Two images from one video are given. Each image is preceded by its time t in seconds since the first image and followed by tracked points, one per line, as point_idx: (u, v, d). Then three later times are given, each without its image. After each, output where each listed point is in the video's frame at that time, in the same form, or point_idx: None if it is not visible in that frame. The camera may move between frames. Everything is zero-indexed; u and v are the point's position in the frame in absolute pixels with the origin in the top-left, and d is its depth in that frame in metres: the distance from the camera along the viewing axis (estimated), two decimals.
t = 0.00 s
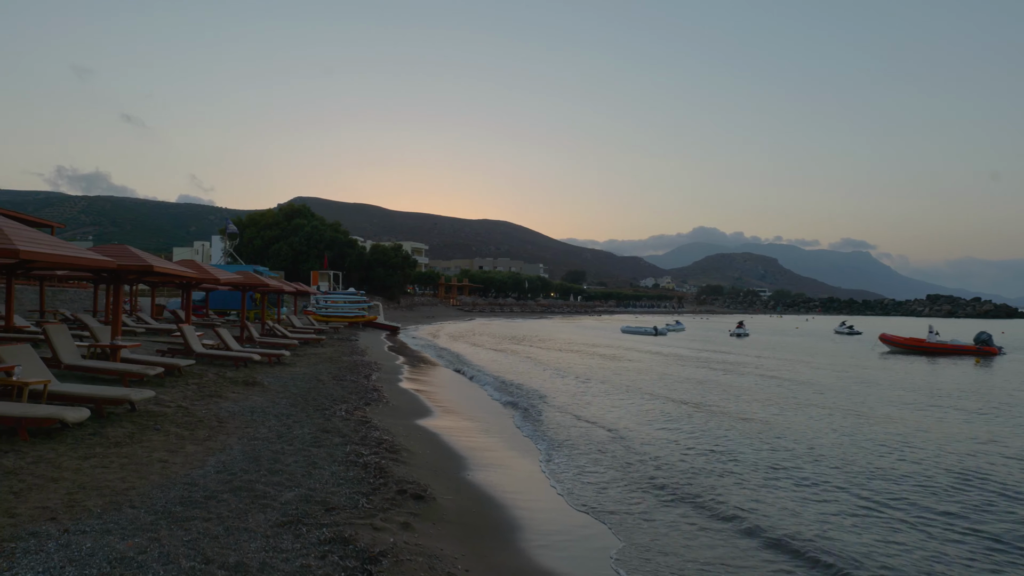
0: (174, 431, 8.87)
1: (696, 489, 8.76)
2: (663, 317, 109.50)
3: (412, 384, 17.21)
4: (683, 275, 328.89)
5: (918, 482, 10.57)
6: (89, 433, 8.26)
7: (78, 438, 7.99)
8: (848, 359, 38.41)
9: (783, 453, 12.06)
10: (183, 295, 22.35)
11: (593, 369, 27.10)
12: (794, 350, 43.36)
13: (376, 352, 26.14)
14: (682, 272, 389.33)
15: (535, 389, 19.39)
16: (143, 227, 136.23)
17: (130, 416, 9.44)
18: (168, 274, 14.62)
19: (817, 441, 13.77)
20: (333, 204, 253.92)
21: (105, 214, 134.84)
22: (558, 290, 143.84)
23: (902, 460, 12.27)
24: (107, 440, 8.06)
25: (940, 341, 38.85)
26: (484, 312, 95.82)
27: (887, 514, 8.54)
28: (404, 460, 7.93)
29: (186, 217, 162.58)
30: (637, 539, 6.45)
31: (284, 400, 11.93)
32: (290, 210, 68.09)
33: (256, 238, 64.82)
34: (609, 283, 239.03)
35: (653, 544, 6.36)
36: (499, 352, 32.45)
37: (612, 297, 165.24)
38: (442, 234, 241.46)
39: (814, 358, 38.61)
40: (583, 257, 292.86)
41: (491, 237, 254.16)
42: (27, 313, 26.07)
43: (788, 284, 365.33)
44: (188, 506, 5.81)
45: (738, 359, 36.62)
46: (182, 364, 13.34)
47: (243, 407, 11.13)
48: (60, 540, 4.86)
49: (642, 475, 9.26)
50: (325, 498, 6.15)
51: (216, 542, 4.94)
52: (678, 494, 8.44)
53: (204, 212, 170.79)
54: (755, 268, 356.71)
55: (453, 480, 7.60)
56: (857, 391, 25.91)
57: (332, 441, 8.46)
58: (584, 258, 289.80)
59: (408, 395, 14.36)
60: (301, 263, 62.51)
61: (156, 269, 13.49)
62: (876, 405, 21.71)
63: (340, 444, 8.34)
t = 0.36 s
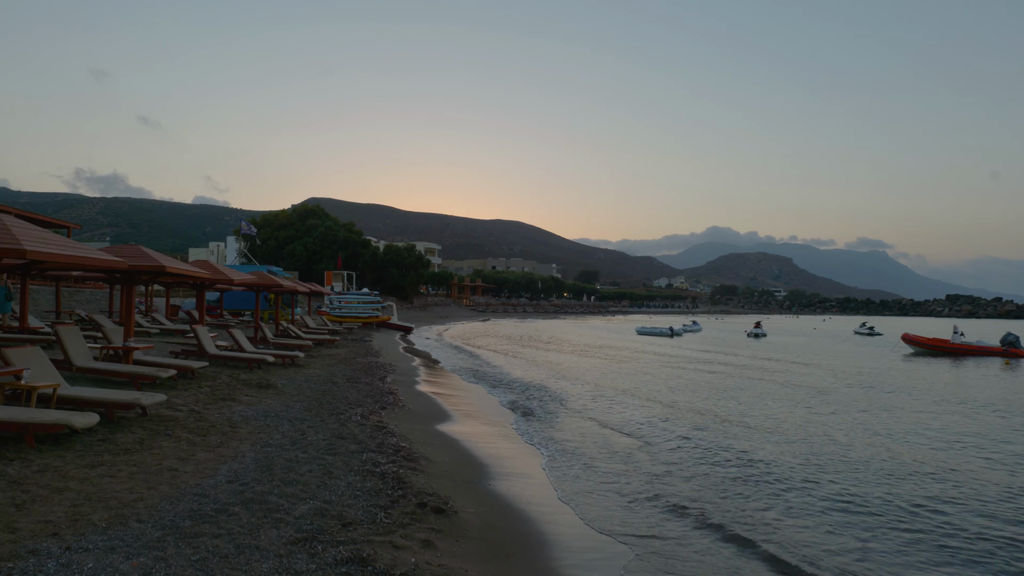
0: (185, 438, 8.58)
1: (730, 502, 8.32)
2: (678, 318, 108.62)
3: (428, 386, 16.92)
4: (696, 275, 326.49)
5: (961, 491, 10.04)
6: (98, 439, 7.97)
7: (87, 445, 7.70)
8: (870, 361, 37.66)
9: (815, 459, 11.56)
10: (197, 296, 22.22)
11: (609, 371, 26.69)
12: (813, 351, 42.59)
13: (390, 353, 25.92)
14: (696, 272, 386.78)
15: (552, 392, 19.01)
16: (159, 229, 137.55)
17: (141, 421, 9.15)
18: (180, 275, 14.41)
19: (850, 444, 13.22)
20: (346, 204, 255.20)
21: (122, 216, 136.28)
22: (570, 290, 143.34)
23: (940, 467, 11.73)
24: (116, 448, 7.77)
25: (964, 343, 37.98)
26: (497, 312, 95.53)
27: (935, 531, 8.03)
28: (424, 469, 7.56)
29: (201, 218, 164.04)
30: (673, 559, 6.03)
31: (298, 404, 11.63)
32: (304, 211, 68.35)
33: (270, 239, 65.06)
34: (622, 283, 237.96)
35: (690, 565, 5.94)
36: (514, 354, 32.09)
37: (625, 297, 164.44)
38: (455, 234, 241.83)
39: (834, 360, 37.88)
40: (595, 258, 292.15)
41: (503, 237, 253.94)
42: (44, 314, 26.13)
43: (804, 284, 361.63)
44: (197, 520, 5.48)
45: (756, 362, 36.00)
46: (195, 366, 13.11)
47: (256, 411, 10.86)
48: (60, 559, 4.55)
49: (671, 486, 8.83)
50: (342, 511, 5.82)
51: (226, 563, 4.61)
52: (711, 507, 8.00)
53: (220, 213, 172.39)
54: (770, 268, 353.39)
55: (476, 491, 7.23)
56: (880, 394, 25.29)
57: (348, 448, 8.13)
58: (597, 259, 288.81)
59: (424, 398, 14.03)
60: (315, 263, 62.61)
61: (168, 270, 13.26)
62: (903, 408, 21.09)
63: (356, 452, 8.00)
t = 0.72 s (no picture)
0: (189, 438, 8.26)
1: (759, 509, 7.90)
2: (688, 317, 107.77)
3: (438, 385, 16.57)
4: (706, 273, 324.70)
5: (997, 497, 9.58)
6: (98, 441, 7.65)
7: (86, 446, 7.38)
8: (886, 360, 36.98)
9: (842, 463, 11.11)
10: (205, 293, 21.96)
11: (621, 371, 26.25)
12: (827, 350, 41.93)
13: (399, 352, 25.62)
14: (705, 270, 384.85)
15: (564, 391, 18.62)
16: (169, 228, 138.15)
17: (143, 421, 8.85)
18: (186, 271, 14.12)
19: (876, 447, 12.75)
20: (354, 203, 255.56)
21: (133, 216, 136.95)
22: (579, 289, 142.82)
23: (972, 471, 11.26)
24: (116, 449, 7.45)
25: (981, 341, 37.24)
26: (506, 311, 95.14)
27: (976, 541, 7.59)
28: (437, 473, 7.19)
29: (211, 217, 164.67)
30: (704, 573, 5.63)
31: (305, 403, 11.29)
32: (312, 209, 68.30)
33: (279, 238, 65.05)
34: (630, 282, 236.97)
35: None
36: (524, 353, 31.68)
37: (634, 295, 163.59)
38: (463, 233, 241.71)
39: (849, 359, 37.25)
40: (604, 256, 291.20)
41: (511, 236, 253.50)
42: (53, 311, 26.01)
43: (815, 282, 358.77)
44: (197, 528, 5.13)
45: (769, 361, 35.44)
46: (200, 364, 12.83)
47: (262, 411, 10.53)
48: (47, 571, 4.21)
49: (695, 491, 8.42)
50: (351, 519, 5.45)
51: None
52: (739, 514, 7.58)
53: (229, 212, 173.05)
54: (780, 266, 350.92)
55: (491, 495, 6.85)
56: (899, 394, 24.71)
57: (357, 450, 7.76)
58: (606, 257, 287.89)
59: (435, 398, 13.67)
60: (324, 261, 62.47)
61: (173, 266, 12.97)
62: (924, 407, 20.54)
63: (365, 453, 7.64)
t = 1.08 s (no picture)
0: (191, 445, 7.92)
1: (789, 522, 7.47)
2: (699, 316, 106.85)
3: (449, 386, 16.19)
4: (715, 271, 322.84)
5: None
6: (96, 449, 7.32)
7: (83, 455, 7.05)
8: (903, 360, 36.30)
9: (871, 470, 10.62)
10: (212, 293, 21.69)
11: (633, 370, 25.80)
12: (842, 351, 41.25)
13: (408, 351, 25.24)
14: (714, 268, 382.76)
15: (577, 392, 18.17)
16: (179, 228, 138.68)
17: (145, 427, 8.52)
18: (191, 270, 13.81)
19: (903, 454, 12.24)
20: (363, 201, 255.95)
21: (144, 215, 137.57)
22: (588, 287, 142.18)
23: (1006, 480, 10.76)
24: (115, 458, 7.12)
25: (1001, 341, 36.45)
26: (515, 310, 94.71)
27: None
28: (449, 485, 6.80)
29: (221, 217, 165.19)
30: None
31: (313, 407, 10.94)
32: (321, 208, 68.22)
33: (288, 237, 64.96)
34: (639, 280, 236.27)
35: None
36: (534, 353, 31.27)
37: (643, 293, 162.75)
38: (472, 231, 241.47)
39: (864, 360, 36.58)
40: (613, 255, 290.10)
41: (519, 235, 252.94)
42: (61, 311, 25.85)
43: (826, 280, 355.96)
44: (193, 549, 4.75)
45: (783, 361, 34.87)
46: (206, 366, 12.52)
47: (267, 415, 10.16)
48: None
49: (721, 503, 7.99)
50: (359, 539, 5.05)
51: None
52: (770, 528, 7.15)
53: (238, 211, 173.61)
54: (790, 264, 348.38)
55: (508, 509, 6.44)
56: (919, 395, 24.11)
57: (365, 459, 7.38)
58: (614, 256, 286.90)
59: (446, 400, 13.27)
60: (332, 260, 62.29)
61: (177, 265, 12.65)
62: (946, 409, 19.96)
63: (374, 463, 7.24)
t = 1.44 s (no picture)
0: (197, 451, 7.59)
1: (827, 535, 7.04)
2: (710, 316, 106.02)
3: (461, 388, 15.85)
4: (725, 271, 320.82)
5: None
6: (97, 454, 7.01)
7: (84, 461, 6.74)
8: (921, 361, 35.58)
9: (904, 476, 10.16)
10: (221, 292, 21.45)
11: (648, 371, 25.34)
12: (858, 352, 40.52)
13: (419, 352, 24.94)
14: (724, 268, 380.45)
15: (592, 394, 17.78)
16: (190, 228, 139.39)
17: (150, 431, 8.21)
18: (199, 269, 13.53)
19: (935, 458, 11.74)
20: (372, 202, 256.55)
21: (156, 216, 138.41)
22: (597, 287, 141.57)
23: None
24: (117, 464, 6.80)
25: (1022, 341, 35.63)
26: (524, 310, 94.32)
27: None
28: (468, 495, 6.43)
29: (231, 218, 165.96)
30: None
31: (323, 410, 10.60)
32: (330, 209, 68.20)
33: (298, 237, 64.94)
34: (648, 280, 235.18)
35: None
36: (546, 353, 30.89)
37: (652, 293, 161.86)
38: (480, 232, 241.42)
39: (882, 361, 35.88)
40: (622, 255, 288.93)
41: (528, 235, 252.51)
42: (72, 311, 25.77)
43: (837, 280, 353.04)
44: (196, 567, 4.41)
45: (799, 362, 34.27)
46: (214, 367, 12.25)
47: (277, 418, 9.84)
48: None
49: (753, 514, 7.56)
50: (374, 555, 4.70)
51: None
52: (806, 542, 6.74)
53: (248, 212, 174.40)
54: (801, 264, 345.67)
55: (531, 522, 6.07)
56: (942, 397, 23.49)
57: (379, 466, 7.03)
58: (623, 256, 285.78)
59: (459, 402, 12.92)
60: (342, 260, 62.20)
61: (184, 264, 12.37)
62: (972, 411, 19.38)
63: (387, 471, 6.89)
